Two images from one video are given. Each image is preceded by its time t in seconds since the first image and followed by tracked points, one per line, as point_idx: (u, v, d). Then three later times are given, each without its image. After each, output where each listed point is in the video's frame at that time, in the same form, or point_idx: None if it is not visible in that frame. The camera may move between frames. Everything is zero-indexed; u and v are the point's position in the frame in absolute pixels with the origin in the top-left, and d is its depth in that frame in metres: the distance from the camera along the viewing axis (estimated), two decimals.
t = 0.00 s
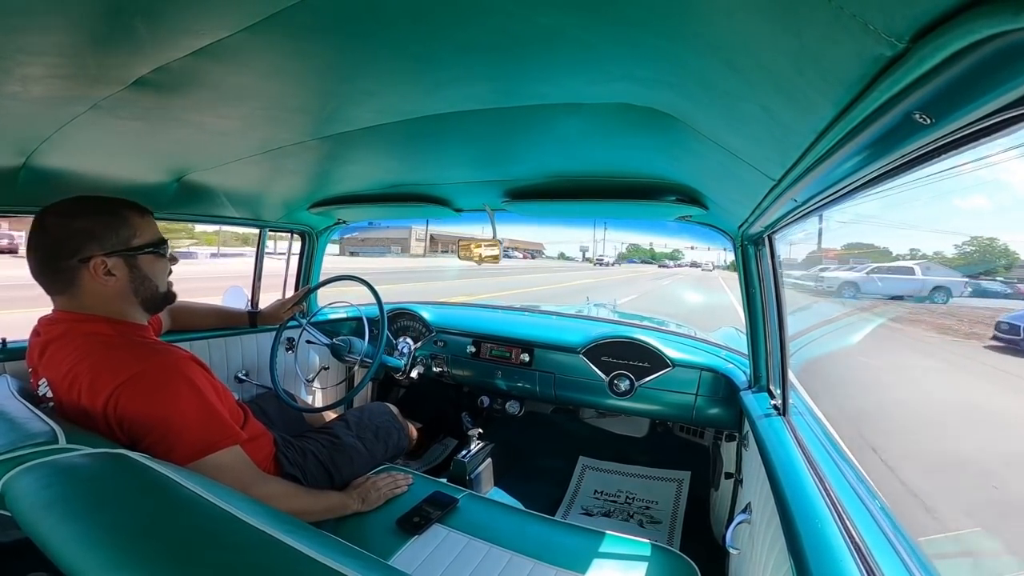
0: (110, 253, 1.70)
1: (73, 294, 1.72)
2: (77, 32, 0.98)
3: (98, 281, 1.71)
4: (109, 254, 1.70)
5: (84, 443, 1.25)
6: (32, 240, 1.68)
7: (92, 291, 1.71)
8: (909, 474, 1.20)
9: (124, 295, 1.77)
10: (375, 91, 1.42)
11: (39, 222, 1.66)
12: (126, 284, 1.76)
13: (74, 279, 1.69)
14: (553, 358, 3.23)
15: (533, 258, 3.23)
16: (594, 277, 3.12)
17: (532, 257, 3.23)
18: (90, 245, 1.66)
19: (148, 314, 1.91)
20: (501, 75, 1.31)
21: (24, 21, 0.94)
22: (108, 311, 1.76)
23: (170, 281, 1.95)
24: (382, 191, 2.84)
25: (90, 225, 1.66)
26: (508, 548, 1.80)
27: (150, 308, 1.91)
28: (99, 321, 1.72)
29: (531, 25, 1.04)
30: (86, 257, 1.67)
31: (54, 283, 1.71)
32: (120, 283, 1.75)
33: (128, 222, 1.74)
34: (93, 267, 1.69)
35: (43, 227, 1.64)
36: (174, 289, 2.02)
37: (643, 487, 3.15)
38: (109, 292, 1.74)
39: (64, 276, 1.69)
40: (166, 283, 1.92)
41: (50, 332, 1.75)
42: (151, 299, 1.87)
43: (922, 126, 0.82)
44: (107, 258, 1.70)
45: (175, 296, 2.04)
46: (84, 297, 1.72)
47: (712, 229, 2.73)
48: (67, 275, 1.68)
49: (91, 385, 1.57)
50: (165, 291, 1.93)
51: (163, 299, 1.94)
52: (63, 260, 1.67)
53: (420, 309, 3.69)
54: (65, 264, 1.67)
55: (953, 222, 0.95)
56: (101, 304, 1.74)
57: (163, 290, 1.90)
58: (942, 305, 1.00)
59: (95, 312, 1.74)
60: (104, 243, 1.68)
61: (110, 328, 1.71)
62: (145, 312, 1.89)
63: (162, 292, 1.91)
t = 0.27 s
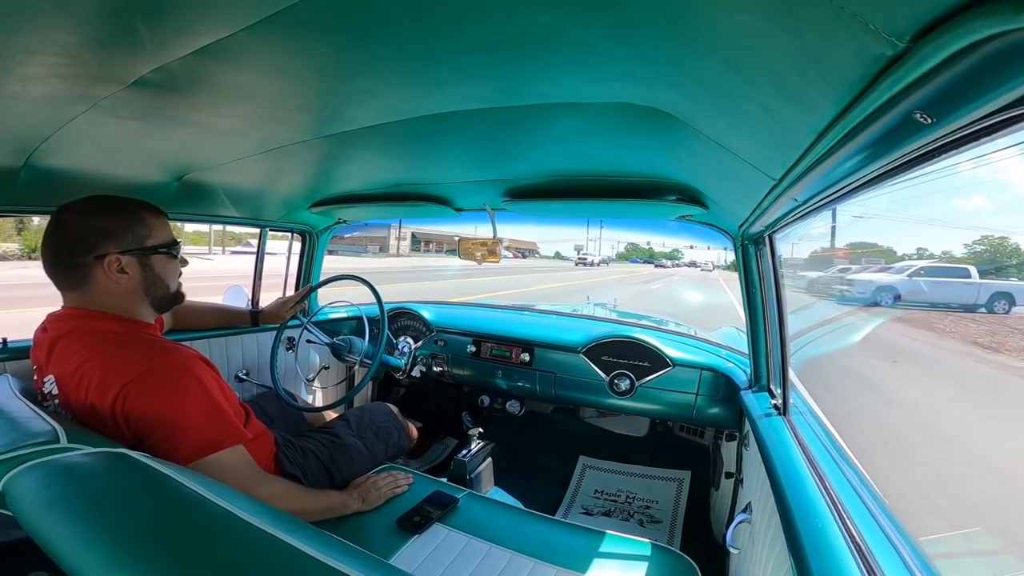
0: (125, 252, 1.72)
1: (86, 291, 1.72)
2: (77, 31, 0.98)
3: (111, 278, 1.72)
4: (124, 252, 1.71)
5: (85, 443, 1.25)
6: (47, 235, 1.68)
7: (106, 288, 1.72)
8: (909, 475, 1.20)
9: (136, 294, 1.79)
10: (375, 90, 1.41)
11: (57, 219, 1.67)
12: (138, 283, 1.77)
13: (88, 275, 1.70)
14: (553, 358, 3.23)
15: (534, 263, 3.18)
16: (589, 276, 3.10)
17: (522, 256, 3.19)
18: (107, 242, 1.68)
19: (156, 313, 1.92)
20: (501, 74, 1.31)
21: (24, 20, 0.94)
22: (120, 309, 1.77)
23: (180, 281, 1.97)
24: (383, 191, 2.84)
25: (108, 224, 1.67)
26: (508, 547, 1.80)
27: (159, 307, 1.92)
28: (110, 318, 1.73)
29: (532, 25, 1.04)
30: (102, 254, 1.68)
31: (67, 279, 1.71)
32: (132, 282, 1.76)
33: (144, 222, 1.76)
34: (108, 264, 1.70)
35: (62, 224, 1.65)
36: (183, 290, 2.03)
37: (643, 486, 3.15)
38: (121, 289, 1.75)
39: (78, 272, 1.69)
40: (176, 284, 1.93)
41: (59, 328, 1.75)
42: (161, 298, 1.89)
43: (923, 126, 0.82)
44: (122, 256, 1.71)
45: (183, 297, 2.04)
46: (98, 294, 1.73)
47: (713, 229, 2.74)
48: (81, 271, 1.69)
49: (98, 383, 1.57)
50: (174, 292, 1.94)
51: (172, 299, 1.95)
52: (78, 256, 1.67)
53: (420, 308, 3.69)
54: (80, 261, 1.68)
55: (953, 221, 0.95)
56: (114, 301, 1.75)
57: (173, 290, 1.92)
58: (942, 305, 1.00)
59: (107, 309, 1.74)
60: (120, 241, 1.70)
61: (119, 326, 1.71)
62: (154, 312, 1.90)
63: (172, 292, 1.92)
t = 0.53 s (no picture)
0: (130, 252, 1.73)
1: (90, 291, 1.72)
2: (78, 32, 0.98)
3: (116, 278, 1.73)
4: (130, 252, 1.72)
5: (87, 443, 1.26)
6: (52, 236, 1.69)
7: (111, 288, 1.73)
8: (911, 474, 1.20)
9: (140, 293, 1.79)
10: (376, 90, 1.41)
11: (61, 220, 1.67)
12: (143, 283, 1.78)
13: (93, 275, 1.70)
14: (554, 358, 3.23)
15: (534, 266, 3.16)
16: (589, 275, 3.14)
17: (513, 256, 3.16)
18: (113, 242, 1.69)
19: (159, 314, 1.92)
20: (501, 74, 1.31)
21: (26, 21, 0.94)
22: (125, 309, 1.77)
23: (183, 282, 1.98)
24: (384, 191, 2.84)
25: (113, 224, 1.68)
26: (510, 547, 1.80)
27: (162, 307, 1.93)
28: (114, 317, 1.73)
29: (534, 24, 1.04)
30: (107, 254, 1.69)
31: (71, 279, 1.71)
32: (137, 281, 1.77)
33: (149, 222, 1.78)
34: (113, 264, 1.71)
35: (67, 224, 1.66)
36: (185, 291, 2.04)
37: (645, 486, 3.15)
38: (126, 289, 1.75)
39: (82, 272, 1.70)
40: (179, 284, 1.94)
41: (62, 328, 1.76)
42: (165, 298, 1.90)
43: (924, 125, 0.82)
44: (127, 256, 1.72)
45: (185, 297, 2.05)
46: (103, 294, 1.73)
47: (713, 229, 2.74)
48: (86, 271, 1.70)
49: (101, 382, 1.57)
50: (178, 292, 1.95)
51: (174, 300, 1.96)
52: (83, 256, 1.68)
53: (421, 308, 3.69)
54: (85, 261, 1.68)
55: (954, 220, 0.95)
56: (119, 301, 1.76)
57: (176, 290, 1.93)
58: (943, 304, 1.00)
59: (112, 309, 1.75)
60: (126, 241, 1.71)
61: (123, 326, 1.72)
62: (157, 312, 1.91)
63: (175, 292, 1.93)
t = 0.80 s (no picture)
0: (134, 252, 1.73)
1: (94, 292, 1.73)
2: (79, 33, 0.98)
3: (120, 279, 1.73)
4: (134, 253, 1.73)
5: (90, 444, 1.26)
6: (57, 236, 1.70)
7: (114, 289, 1.73)
8: (913, 473, 1.20)
9: (144, 294, 1.80)
10: (376, 91, 1.42)
11: (67, 221, 1.68)
12: (147, 284, 1.79)
13: (96, 276, 1.71)
14: (555, 358, 3.23)
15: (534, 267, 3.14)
16: (591, 275, 3.15)
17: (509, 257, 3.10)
18: (117, 243, 1.70)
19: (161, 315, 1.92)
20: (501, 74, 1.31)
21: (27, 23, 0.94)
22: (128, 310, 1.78)
23: (186, 284, 1.98)
24: (385, 192, 2.84)
25: (118, 225, 1.70)
26: (511, 547, 1.80)
27: (164, 309, 1.93)
28: (116, 318, 1.74)
29: (534, 24, 1.04)
30: (112, 254, 1.70)
31: (75, 279, 1.72)
32: (140, 283, 1.77)
33: (153, 224, 1.78)
34: (117, 265, 1.72)
35: (72, 225, 1.67)
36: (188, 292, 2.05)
37: (647, 486, 3.14)
38: (129, 290, 1.76)
39: (86, 272, 1.70)
40: (183, 286, 1.95)
41: (65, 329, 1.76)
42: (167, 300, 1.90)
43: (924, 125, 0.82)
44: (131, 257, 1.73)
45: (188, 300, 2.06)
46: (106, 295, 1.74)
47: (714, 228, 2.74)
48: (89, 272, 1.70)
49: (103, 382, 1.57)
50: (180, 294, 1.96)
51: (177, 301, 1.96)
52: (87, 257, 1.69)
53: (422, 309, 3.70)
54: (89, 261, 1.69)
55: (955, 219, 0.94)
56: (122, 302, 1.76)
57: (179, 292, 1.93)
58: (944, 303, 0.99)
59: (115, 309, 1.75)
60: (130, 242, 1.72)
61: (125, 326, 1.72)
62: (160, 313, 1.91)
63: (178, 294, 1.94)
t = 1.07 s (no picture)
0: (138, 252, 1.74)
1: (98, 291, 1.73)
2: (80, 34, 0.98)
3: (123, 279, 1.74)
4: (137, 252, 1.73)
5: (91, 444, 1.26)
6: (60, 235, 1.70)
7: (117, 288, 1.74)
8: (914, 473, 1.19)
9: (147, 295, 1.80)
10: (376, 92, 1.42)
11: (71, 219, 1.69)
12: (150, 284, 1.79)
13: (100, 275, 1.71)
14: (555, 358, 3.23)
15: (533, 268, 3.19)
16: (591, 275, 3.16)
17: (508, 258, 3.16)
18: (121, 243, 1.70)
19: (164, 316, 1.92)
20: (501, 75, 1.32)
21: (29, 24, 0.94)
22: (130, 310, 1.78)
23: (190, 285, 1.98)
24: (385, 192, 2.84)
25: (123, 225, 1.70)
26: (512, 548, 1.80)
27: (167, 309, 1.93)
28: (118, 318, 1.74)
29: (535, 25, 1.04)
30: (115, 254, 1.70)
31: (79, 278, 1.72)
32: (144, 283, 1.77)
33: (157, 223, 1.79)
34: (121, 265, 1.72)
35: (75, 225, 1.68)
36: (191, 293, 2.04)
37: (648, 486, 3.14)
38: (132, 289, 1.76)
39: (90, 271, 1.70)
40: (186, 287, 1.95)
41: (68, 328, 1.76)
42: (171, 300, 1.90)
43: (924, 124, 0.82)
44: (134, 257, 1.73)
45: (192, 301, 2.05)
46: (110, 294, 1.74)
47: (714, 228, 2.74)
48: (93, 271, 1.70)
49: (103, 382, 1.58)
50: (184, 295, 1.95)
51: (180, 302, 1.96)
52: (91, 256, 1.69)
53: (422, 309, 3.70)
54: (93, 260, 1.69)
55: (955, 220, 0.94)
56: (125, 302, 1.76)
57: (183, 292, 1.93)
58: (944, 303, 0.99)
59: (117, 309, 1.76)
60: (134, 242, 1.72)
61: (127, 327, 1.72)
62: (163, 313, 1.91)
63: (181, 295, 1.93)
